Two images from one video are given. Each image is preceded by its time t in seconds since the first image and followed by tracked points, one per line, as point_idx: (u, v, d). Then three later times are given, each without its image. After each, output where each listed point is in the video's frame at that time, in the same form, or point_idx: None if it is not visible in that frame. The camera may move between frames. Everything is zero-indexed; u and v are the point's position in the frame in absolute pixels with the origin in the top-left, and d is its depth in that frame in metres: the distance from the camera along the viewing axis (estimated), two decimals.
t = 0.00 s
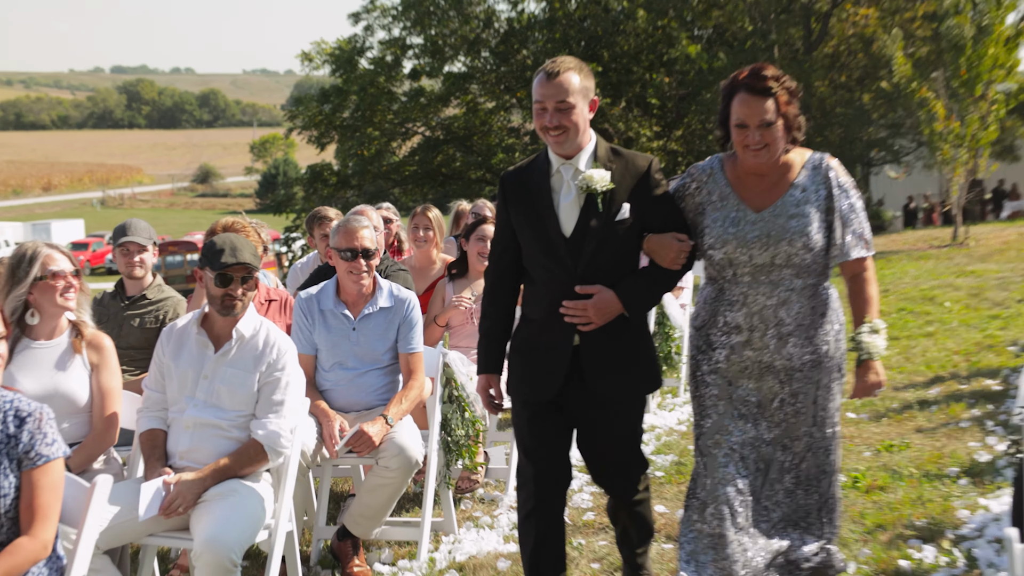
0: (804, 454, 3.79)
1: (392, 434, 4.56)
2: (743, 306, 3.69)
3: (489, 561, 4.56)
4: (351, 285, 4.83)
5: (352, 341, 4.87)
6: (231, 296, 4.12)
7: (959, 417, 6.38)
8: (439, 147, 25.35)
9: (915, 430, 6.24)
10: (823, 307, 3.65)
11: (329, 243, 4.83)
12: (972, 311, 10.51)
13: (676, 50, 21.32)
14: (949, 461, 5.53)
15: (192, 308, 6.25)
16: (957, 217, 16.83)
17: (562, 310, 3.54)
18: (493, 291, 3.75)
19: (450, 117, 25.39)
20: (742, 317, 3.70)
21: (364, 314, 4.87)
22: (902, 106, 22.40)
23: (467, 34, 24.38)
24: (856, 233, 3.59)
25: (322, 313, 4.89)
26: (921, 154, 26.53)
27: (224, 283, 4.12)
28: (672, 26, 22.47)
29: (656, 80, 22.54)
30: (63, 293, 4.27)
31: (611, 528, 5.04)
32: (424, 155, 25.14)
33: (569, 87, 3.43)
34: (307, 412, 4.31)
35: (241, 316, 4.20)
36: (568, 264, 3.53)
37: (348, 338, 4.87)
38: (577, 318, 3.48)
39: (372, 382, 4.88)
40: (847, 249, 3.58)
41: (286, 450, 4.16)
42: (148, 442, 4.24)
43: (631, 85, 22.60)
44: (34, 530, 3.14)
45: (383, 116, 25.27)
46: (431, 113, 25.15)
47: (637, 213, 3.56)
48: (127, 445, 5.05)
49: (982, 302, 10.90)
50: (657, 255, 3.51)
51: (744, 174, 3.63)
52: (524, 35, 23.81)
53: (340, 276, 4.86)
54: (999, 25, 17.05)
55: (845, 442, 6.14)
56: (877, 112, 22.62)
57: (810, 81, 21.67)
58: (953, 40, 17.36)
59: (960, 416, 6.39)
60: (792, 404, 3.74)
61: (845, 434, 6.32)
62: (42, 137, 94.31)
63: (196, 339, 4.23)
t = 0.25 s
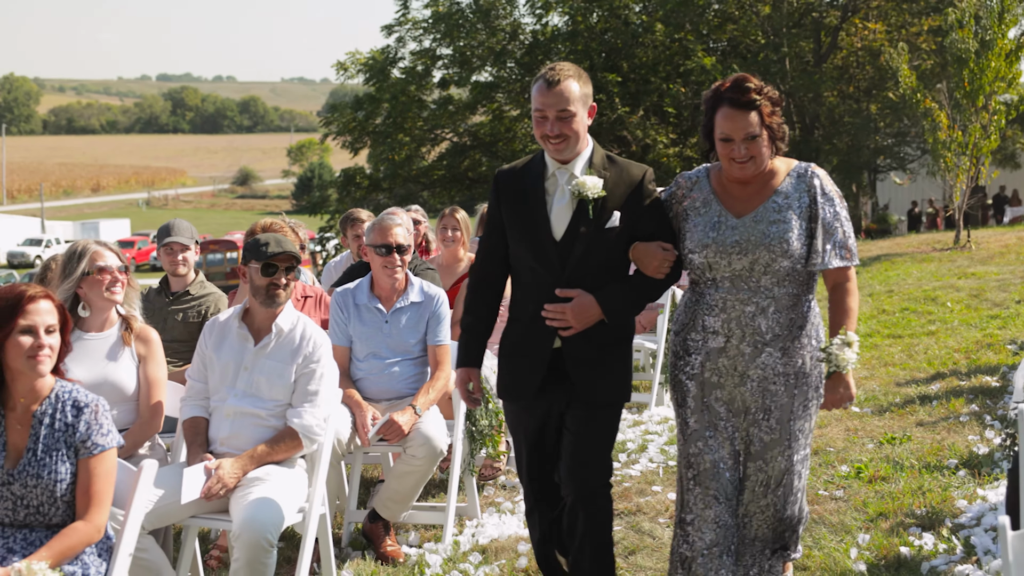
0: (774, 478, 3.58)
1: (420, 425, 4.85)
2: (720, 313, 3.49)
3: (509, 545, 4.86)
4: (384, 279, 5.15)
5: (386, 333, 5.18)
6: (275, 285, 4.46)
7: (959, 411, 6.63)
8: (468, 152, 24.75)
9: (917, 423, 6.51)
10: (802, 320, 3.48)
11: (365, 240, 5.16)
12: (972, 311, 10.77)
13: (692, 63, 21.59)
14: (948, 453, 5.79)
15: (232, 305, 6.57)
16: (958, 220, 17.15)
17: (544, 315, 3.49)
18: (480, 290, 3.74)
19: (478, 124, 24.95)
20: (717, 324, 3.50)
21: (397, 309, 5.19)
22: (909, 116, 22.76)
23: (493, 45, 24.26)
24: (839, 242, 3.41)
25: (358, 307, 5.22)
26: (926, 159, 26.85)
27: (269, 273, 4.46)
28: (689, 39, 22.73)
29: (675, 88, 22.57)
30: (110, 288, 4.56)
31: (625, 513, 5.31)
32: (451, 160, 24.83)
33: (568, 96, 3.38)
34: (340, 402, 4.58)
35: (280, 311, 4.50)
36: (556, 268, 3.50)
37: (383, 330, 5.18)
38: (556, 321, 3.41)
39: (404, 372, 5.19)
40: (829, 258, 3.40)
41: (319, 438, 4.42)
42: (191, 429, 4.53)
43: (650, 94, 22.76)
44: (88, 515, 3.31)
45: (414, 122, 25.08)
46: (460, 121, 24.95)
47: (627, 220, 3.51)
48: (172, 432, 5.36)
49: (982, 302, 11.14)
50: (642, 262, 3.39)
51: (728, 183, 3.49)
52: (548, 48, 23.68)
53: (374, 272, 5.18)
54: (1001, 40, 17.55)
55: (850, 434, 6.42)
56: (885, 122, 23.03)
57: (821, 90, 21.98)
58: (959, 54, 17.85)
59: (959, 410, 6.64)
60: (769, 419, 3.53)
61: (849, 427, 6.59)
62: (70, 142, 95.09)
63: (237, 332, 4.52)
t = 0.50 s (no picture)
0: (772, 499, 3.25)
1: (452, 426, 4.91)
2: (726, 323, 3.30)
3: (537, 542, 4.90)
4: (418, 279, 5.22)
5: (417, 332, 5.26)
6: (306, 281, 4.55)
7: (986, 410, 6.63)
8: (495, 152, 24.46)
9: (944, 423, 6.51)
10: (812, 328, 3.27)
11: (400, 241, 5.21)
12: (999, 310, 10.75)
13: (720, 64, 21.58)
14: (975, 453, 5.80)
15: (264, 304, 6.64)
16: (987, 220, 17.08)
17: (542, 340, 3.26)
18: (472, 302, 3.49)
19: (505, 125, 24.88)
20: (722, 333, 3.31)
21: (428, 309, 5.26)
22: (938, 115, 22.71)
23: (521, 47, 24.23)
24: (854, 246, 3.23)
25: (390, 306, 5.29)
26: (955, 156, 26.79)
27: (300, 271, 4.54)
28: (716, 39, 22.75)
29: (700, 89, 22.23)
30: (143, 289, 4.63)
31: (653, 512, 5.34)
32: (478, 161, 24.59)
33: (584, 115, 3.13)
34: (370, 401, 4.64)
35: (311, 311, 4.56)
36: (554, 290, 3.26)
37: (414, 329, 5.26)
38: (557, 347, 3.20)
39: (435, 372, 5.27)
40: (843, 264, 3.21)
41: (350, 436, 4.48)
42: (222, 427, 4.58)
43: (678, 94, 22.76)
44: (123, 514, 3.37)
45: (442, 124, 25.08)
46: (487, 122, 24.92)
47: (631, 240, 3.26)
48: (203, 432, 5.41)
49: (1009, 302, 11.12)
50: (648, 283, 3.18)
51: (734, 186, 3.33)
52: (575, 49, 23.71)
53: (408, 272, 5.25)
54: None
55: (876, 434, 6.44)
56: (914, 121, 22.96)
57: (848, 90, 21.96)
58: (988, 54, 17.79)
59: (986, 410, 6.64)
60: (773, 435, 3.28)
61: (876, 426, 6.61)
62: (102, 142, 95.68)
63: (269, 332, 4.58)
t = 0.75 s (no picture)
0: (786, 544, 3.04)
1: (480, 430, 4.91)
2: (728, 357, 3.09)
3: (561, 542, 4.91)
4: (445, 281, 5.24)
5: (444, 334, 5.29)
6: (331, 280, 4.57)
7: (1012, 411, 6.62)
8: (518, 152, 24.51)
9: (969, 424, 6.50)
10: (822, 363, 3.03)
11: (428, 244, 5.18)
12: None
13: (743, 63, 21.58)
14: (1001, 455, 5.78)
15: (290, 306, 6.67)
16: (1013, 219, 17.04)
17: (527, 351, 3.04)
18: (465, 317, 3.28)
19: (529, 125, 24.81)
20: (725, 370, 3.10)
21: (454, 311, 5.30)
22: (963, 114, 22.67)
23: (544, 47, 24.42)
24: (865, 273, 3.01)
25: (418, 308, 5.33)
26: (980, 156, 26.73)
27: (324, 269, 4.57)
28: (740, 39, 22.67)
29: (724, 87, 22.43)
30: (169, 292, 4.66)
31: (677, 512, 5.34)
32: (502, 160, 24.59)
33: (583, 113, 2.92)
34: (395, 403, 4.66)
35: (337, 311, 4.58)
36: (542, 300, 3.03)
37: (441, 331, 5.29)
38: (541, 359, 2.97)
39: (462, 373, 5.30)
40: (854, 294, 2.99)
41: (376, 436, 4.49)
42: (250, 427, 4.60)
43: (701, 94, 22.76)
44: (151, 514, 3.39)
45: (466, 124, 25.06)
46: (511, 122, 24.88)
47: (625, 250, 3.03)
48: (229, 432, 5.42)
49: None
50: (642, 297, 2.97)
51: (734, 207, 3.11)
52: (599, 48, 23.71)
53: (435, 275, 5.28)
54: None
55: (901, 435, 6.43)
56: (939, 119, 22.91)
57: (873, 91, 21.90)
58: (1013, 54, 17.68)
59: (1012, 411, 6.62)
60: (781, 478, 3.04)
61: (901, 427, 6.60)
62: (128, 142, 96.12)
63: (295, 333, 4.60)
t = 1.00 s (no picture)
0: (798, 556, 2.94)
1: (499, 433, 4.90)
2: (730, 365, 2.93)
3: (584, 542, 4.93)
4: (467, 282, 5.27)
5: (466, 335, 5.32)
6: (354, 281, 4.58)
7: None
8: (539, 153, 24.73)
9: (992, 426, 6.49)
10: (833, 372, 2.88)
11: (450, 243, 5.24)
12: None
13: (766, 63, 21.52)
14: None
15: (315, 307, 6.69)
16: None
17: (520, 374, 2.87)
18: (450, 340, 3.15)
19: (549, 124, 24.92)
20: (728, 378, 2.93)
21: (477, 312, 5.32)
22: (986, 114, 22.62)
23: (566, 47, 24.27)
24: (877, 279, 2.86)
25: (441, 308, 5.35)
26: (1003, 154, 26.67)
27: (347, 270, 4.58)
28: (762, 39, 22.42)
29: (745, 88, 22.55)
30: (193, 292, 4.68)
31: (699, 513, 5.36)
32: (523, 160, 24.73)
33: (554, 116, 2.78)
34: (417, 403, 4.68)
35: (360, 311, 4.60)
36: (532, 321, 2.88)
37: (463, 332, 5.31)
38: (535, 384, 2.80)
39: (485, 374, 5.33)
40: (867, 301, 2.85)
41: (399, 436, 4.52)
42: (274, 427, 4.61)
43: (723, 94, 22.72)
44: (178, 512, 3.42)
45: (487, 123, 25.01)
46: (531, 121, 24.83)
47: (616, 260, 2.85)
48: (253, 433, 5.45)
49: None
50: (638, 310, 2.78)
51: (743, 203, 2.96)
52: (620, 48, 23.66)
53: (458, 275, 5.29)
54: None
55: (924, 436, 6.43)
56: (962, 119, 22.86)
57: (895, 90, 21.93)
58: None
59: None
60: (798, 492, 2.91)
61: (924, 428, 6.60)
62: (147, 141, 96.28)
63: (319, 332, 4.63)
